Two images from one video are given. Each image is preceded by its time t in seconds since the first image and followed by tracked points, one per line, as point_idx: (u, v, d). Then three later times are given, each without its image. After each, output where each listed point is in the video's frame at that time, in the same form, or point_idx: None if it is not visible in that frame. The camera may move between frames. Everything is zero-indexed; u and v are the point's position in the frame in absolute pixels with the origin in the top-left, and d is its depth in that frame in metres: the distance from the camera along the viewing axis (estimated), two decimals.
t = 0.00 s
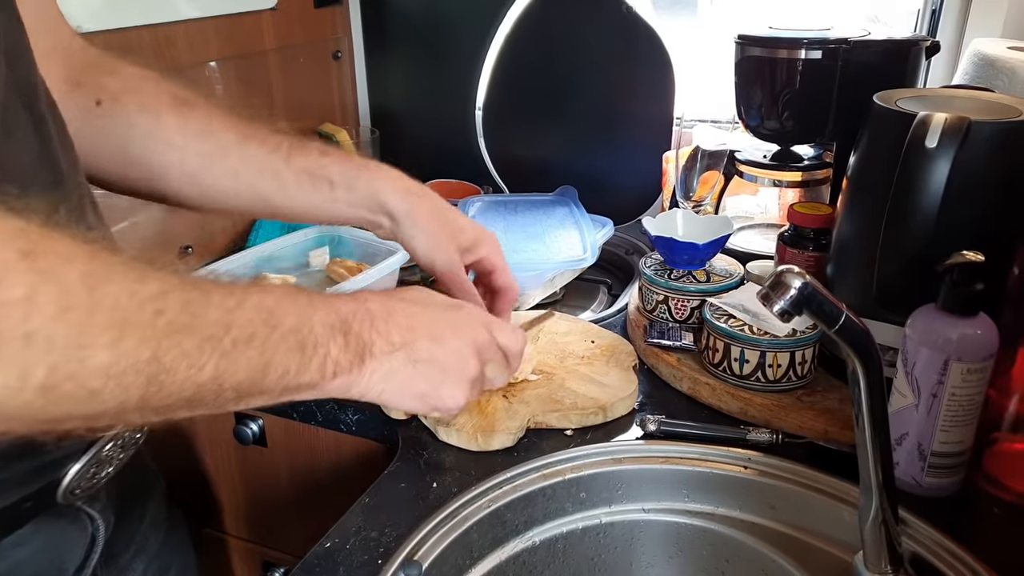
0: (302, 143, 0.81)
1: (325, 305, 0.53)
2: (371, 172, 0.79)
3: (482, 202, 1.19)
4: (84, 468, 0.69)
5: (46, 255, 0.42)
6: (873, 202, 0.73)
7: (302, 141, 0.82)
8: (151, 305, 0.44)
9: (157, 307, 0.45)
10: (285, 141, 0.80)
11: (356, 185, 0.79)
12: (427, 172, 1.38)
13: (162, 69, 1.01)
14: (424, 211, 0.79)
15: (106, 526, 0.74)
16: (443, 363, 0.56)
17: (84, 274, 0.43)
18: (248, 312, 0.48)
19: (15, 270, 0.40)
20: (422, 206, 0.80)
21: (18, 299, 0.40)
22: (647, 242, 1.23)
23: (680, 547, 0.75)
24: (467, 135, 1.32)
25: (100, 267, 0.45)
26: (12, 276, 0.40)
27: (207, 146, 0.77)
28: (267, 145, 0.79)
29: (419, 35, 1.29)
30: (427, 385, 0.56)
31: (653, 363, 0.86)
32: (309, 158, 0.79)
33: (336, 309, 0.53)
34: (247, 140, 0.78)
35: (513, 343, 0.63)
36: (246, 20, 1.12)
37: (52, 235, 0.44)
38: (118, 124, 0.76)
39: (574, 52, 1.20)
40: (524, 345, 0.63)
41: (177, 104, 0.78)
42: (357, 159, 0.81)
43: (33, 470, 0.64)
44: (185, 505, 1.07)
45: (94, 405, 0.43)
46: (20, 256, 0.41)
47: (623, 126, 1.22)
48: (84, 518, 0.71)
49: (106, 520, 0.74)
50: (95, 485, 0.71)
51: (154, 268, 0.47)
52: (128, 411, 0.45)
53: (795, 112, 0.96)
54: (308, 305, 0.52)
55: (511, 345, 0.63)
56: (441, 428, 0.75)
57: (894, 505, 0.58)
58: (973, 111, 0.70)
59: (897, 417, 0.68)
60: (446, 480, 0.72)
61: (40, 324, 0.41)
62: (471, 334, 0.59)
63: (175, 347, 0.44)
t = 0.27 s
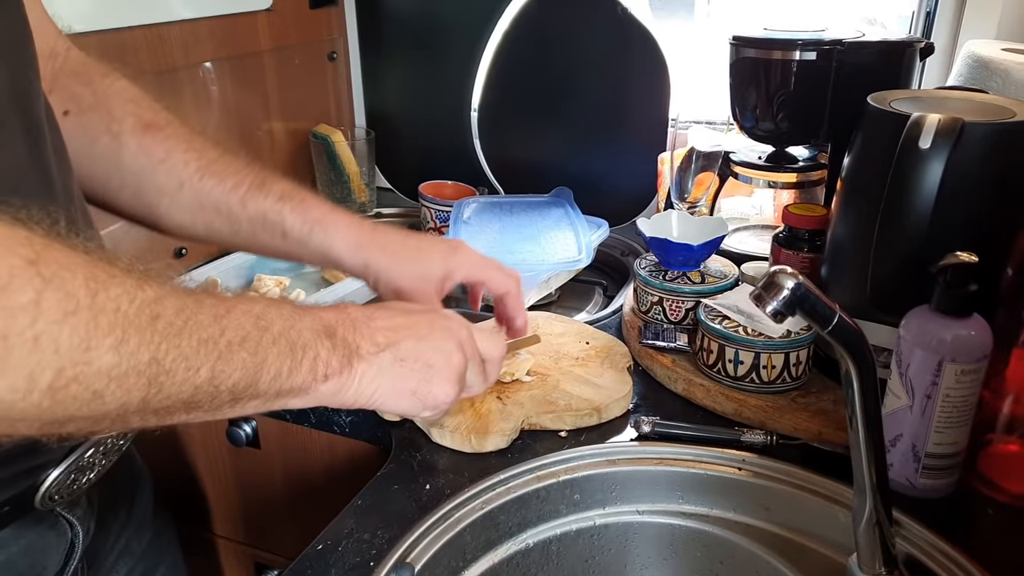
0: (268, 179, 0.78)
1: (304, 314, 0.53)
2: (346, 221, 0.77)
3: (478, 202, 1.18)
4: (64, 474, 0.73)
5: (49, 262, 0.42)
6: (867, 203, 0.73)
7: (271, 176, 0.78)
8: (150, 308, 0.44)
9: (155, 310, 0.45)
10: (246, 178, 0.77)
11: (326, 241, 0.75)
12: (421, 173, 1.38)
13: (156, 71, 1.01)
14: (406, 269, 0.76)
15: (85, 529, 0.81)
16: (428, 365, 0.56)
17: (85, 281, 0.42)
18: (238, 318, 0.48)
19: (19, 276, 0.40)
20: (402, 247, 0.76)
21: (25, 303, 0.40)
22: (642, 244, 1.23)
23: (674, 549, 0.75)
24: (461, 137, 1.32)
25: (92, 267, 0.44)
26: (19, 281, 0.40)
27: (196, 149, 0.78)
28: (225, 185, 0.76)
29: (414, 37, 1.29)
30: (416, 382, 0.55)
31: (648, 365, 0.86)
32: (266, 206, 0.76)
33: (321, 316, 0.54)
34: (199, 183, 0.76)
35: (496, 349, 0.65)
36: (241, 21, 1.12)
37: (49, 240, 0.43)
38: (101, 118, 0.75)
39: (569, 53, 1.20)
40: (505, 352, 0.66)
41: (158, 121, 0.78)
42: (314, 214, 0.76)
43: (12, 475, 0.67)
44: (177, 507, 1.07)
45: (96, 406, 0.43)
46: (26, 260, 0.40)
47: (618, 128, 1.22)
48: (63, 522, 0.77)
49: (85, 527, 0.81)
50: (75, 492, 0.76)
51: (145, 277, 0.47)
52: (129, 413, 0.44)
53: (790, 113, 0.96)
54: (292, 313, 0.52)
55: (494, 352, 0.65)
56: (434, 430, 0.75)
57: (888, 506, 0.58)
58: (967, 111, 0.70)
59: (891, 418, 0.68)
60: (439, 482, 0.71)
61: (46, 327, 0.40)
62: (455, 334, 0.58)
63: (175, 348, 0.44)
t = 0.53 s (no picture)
0: (273, 207, 0.80)
1: (314, 318, 0.54)
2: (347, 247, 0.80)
3: (476, 203, 1.18)
4: (62, 477, 0.73)
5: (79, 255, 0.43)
6: (865, 203, 0.74)
7: (274, 204, 0.80)
8: (175, 304, 0.46)
9: (180, 306, 0.46)
10: (251, 203, 0.79)
11: (327, 269, 0.78)
12: (419, 174, 1.38)
13: (154, 71, 1.01)
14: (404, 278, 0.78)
15: (81, 533, 0.81)
16: (433, 366, 0.58)
17: (117, 275, 0.44)
18: (253, 318, 0.49)
19: (58, 268, 0.41)
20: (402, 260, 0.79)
21: (64, 294, 0.41)
22: (640, 245, 1.23)
23: (673, 549, 0.75)
24: (459, 138, 1.32)
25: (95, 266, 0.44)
26: (58, 274, 0.41)
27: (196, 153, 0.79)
28: (230, 209, 0.78)
29: (412, 38, 1.29)
30: (421, 384, 0.57)
31: (646, 365, 0.86)
32: (269, 232, 0.78)
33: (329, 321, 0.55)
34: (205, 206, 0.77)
35: (494, 353, 0.67)
36: (239, 22, 1.12)
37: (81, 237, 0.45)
38: (110, 132, 0.76)
39: (566, 55, 1.20)
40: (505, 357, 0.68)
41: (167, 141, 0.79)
42: (315, 242, 0.78)
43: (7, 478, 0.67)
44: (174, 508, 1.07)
45: (125, 398, 0.44)
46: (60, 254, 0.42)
47: (616, 129, 1.22)
48: (59, 525, 0.77)
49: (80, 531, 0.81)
50: (70, 496, 0.76)
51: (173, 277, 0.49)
52: (155, 407, 0.45)
53: (788, 114, 0.96)
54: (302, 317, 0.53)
55: (493, 356, 0.67)
56: (433, 430, 0.75)
57: (886, 505, 0.58)
58: (965, 112, 0.70)
59: (889, 418, 0.68)
60: (438, 482, 0.71)
61: (82, 316, 0.41)
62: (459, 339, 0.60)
63: (198, 343, 0.45)
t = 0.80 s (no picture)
0: (273, 210, 0.80)
1: (351, 295, 0.56)
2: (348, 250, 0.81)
3: (474, 205, 1.18)
4: (57, 485, 0.73)
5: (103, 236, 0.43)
6: (861, 205, 0.74)
7: (276, 207, 0.81)
8: (233, 273, 0.47)
9: (238, 275, 0.47)
10: (252, 207, 0.79)
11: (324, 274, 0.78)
12: (417, 176, 1.38)
13: (152, 73, 1.01)
14: (406, 280, 0.78)
15: (77, 538, 0.80)
16: (459, 352, 0.61)
17: (185, 241, 0.45)
18: (296, 293, 0.50)
19: (135, 235, 0.43)
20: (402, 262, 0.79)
21: (142, 258, 0.43)
22: (638, 247, 1.23)
23: (670, 550, 0.75)
24: (457, 140, 1.32)
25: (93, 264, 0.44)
26: (136, 242, 0.43)
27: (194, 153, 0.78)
28: (231, 211, 0.77)
29: (409, 40, 1.29)
30: (451, 363, 0.60)
31: (643, 366, 0.86)
32: (270, 236, 0.78)
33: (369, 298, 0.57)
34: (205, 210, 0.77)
35: (509, 361, 0.76)
36: (236, 23, 1.12)
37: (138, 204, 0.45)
38: (114, 131, 0.77)
39: (564, 57, 1.20)
40: (518, 366, 0.76)
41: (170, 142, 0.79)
42: (315, 247, 0.79)
43: None
44: (170, 509, 1.07)
45: (194, 361, 0.45)
46: (133, 223, 0.43)
47: (614, 131, 1.22)
48: (54, 532, 0.77)
49: (75, 537, 0.80)
50: (67, 502, 0.76)
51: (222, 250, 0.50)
52: (217, 373, 0.47)
53: (785, 116, 0.96)
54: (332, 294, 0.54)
55: (507, 364, 0.76)
56: (432, 432, 0.75)
57: (883, 506, 0.58)
58: (961, 114, 0.70)
59: (885, 420, 0.68)
60: (436, 484, 0.71)
61: (160, 279, 0.43)
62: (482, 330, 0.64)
63: (242, 318, 0.46)
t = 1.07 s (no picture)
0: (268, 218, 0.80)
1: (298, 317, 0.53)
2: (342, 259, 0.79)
3: (470, 206, 1.18)
4: (52, 487, 0.73)
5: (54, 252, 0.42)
6: (856, 206, 0.74)
7: (270, 215, 0.81)
8: (158, 296, 0.45)
9: (164, 298, 0.45)
10: (247, 215, 0.79)
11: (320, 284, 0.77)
12: (413, 177, 1.37)
13: (147, 74, 1.01)
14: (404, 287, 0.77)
15: (70, 541, 0.80)
16: (414, 379, 0.56)
17: (105, 262, 0.44)
18: (237, 314, 0.48)
19: (48, 257, 0.41)
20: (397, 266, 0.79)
21: (55, 283, 0.41)
22: (634, 248, 1.23)
23: (665, 552, 0.75)
24: (453, 141, 1.32)
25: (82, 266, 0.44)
26: (49, 263, 0.41)
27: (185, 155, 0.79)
28: (225, 218, 0.78)
29: (406, 40, 1.29)
30: (403, 389, 0.55)
31: (639, 368, 0.86)
32: (264, 244, 0.78)
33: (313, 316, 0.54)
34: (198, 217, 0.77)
35: (468, 387, 0.63)
36: (232, 25, 1.12)
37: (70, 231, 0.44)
38: (107, 135, 0.76)
39: (559, 59, 1.20)
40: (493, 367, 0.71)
41: (163, 147, 0.79)
42: (310, 255, 0.78)
43: None
44: (164, 511, 1.06)
45: (114, 390, 0.43)
46: (47, 244, 0.42)
47: (609, 132, 1.22)
48: (48, 535, 0.77)
49: (69, 540, 0.80)
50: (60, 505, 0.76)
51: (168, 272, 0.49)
52: (140, 403, 0.45)
53: (780, 117, 0.96)
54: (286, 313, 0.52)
55: (466, 391, 0.63)
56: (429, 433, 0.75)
57: (877, 507, 0.58)
58: (955, 115, 0.70)
59: (880, 420, 0.68)
60: (430, 485, 0.71)
61: (74, 307, 0.41)
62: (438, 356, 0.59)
63: (188, 335, 0.45)
